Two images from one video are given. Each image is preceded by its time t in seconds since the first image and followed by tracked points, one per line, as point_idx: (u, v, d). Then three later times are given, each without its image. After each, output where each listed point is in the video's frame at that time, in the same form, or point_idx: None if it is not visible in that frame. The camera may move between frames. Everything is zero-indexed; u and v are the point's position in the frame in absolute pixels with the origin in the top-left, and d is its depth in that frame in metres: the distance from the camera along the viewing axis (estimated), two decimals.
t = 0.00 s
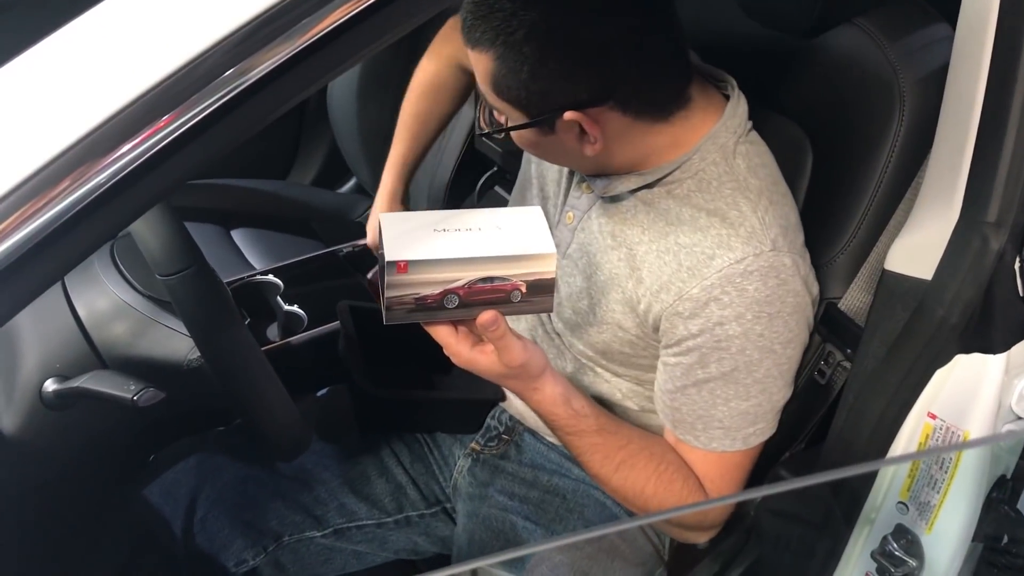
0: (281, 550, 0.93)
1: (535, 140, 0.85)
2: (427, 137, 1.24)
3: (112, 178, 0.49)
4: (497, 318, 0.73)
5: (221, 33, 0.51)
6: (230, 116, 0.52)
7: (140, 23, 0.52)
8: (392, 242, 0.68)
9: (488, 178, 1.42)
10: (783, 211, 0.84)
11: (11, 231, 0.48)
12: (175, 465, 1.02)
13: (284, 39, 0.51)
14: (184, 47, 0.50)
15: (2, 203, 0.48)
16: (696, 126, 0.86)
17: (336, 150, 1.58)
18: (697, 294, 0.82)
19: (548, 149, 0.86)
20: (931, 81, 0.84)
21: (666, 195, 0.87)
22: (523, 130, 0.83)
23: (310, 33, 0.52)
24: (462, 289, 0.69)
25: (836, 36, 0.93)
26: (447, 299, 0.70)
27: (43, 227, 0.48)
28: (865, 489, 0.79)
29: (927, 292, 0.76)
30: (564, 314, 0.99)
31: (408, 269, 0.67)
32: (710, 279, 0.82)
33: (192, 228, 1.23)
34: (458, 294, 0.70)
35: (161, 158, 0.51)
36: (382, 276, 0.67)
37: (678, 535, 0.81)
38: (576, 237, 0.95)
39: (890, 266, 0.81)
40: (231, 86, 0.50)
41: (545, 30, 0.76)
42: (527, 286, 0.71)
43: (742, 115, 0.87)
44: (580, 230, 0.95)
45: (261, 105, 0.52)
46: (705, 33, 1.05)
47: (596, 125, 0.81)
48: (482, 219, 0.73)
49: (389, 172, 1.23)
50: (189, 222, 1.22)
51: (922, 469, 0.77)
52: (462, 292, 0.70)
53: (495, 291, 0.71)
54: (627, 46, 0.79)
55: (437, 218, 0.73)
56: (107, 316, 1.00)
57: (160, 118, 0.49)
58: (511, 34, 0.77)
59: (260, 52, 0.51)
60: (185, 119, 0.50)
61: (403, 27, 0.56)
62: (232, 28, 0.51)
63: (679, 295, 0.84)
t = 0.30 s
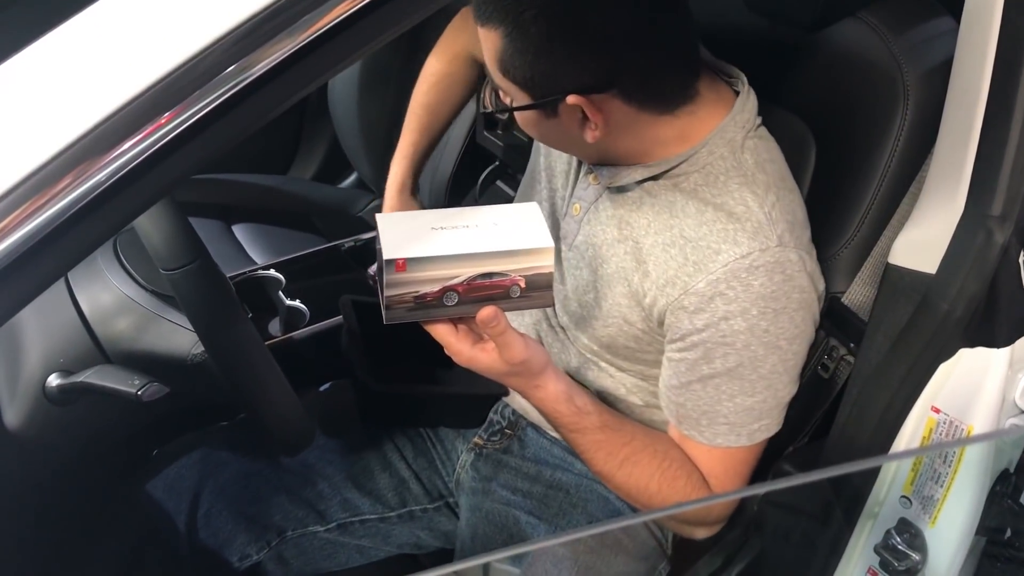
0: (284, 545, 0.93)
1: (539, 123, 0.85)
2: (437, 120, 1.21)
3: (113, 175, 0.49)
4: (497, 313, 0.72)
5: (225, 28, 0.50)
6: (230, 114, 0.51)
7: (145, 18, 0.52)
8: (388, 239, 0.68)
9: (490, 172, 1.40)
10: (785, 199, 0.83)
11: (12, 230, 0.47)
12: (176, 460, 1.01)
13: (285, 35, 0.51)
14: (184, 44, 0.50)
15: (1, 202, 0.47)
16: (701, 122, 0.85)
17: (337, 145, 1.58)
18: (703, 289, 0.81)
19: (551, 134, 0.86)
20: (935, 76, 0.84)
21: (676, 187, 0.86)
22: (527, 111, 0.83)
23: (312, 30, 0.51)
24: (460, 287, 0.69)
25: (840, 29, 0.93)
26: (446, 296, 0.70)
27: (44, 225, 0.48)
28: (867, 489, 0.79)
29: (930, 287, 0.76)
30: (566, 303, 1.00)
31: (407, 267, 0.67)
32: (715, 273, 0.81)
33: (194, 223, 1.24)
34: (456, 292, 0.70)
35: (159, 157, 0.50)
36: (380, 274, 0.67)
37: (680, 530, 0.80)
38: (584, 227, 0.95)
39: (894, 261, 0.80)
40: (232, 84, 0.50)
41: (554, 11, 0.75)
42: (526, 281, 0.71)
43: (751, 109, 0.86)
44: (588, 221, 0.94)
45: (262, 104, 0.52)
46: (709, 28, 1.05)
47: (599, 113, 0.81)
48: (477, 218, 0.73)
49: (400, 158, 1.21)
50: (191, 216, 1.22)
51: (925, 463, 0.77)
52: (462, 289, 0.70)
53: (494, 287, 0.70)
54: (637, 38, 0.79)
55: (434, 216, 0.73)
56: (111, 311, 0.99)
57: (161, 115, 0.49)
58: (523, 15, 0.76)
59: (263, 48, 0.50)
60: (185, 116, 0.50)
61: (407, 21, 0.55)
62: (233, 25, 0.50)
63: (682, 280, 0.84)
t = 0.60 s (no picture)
0: (290, 543, 0.93)
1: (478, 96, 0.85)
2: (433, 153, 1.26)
3: (119, 180, 0.49)
4: (487, 313, 0.72)
5: (233, 30, 0.50)
6: (234, 119, 0.52)
7: (151, 20, 0.52)
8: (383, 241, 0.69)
9: (493, 169, 1.41)
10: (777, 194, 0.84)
11: (16, 237, 0.48)
12: (186, 457, 1.01)
13: (289, 39, 0.51)
14: (195, 46, 0.50)
15: (9, 209, 0.47)
16: (647, 105, 0.87)
17: (338, 143, 1.58)
18: (681, 264, 0.82)
19: (491, 107, 0.86)
20: (936, 73, 0.84)
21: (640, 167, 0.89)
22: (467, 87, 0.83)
23: (316, 33, 0.52)
24: (450, 287, 0.70)
25: (840, 27, 0.93)
26: (436, 296, 0.71)
27: (51, 230, 0.48)
28: (870, 488, 0.80)
29: (933, 285, 0.76)
30: (554, 297, 1.00)
31: (396, 268, 0.68)
32: (687, 248, 0.82)
33: (199, 222, 1.24)
34: (446, 292, 0.70)
35: (168, 159, 0.50)
36: (371, 276, 0.68)
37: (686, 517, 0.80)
38: (563, 223, 0.96)
39: (895, 256, 0.80)
40: (238, 87, 0.50)
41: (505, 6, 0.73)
42: (515, 280, 0.72)
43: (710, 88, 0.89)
44: (566, 215, 0.96)
45: (267, 105, 0.52)
46: (710, 26, 1.05)
47: (536, 96, 0.82)
48: (472, 217, 0.74)
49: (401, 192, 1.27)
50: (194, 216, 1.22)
51: (929, 459, 0.78)
52: (451, 289, 0.70)
53: (483, 286, 0.71)
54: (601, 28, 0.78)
55: (419, 217, 0.73)
56: (117, 311, 0.99)
57: (167, 120, 0.49)
58: None
59: (270, 50, 0.51)
60: (193, 119, 0.50)
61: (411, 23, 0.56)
62: (241, 27, 0.51)
63: (661, 269, 0.84)
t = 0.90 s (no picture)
0: (295, 540, 0.93)
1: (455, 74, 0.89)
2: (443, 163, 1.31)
3: (121, 179, 0.49)
4: (486, 293, 0.74)
5: (238, 27, 0.51)
6: (235, 119, 0.51)
7: (157, 19, 0.52)
8: (374, 228, 0.68)
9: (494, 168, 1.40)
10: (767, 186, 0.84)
11: (18, 240, 0.48)
12: (191, 455, 1.02)
13: (293, 36, 0.51)
14: (198, 45, 0.50)
15: (13, 209, 0.48)
16: (617, 79, 0.88)
17: (340, 141, 1.58)
18: (663, 234, 0.84)
19: (469, 85, 0.90)
20: (938, 67, 0.84)
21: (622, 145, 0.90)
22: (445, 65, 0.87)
23: (321, 30, 0.52)
24: (446, 270, 0.71)
25: (844, 22, 0.93)
26: (433, 279, 0.71)
27: (53, 231, 0.48)
28: (875, 482, 0.80)
29: (936, 279, 0.76)
30: (549, 289, 1.00)
31: (394, 250, 0.67)
32: (669, 216, 0.84)
33: (204, 219, 1.23)
34: (444, 275, 0.71)
35: (171, 158, 0.50)
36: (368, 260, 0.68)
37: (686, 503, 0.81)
38: (551, 210, 0.98)
39: (900, 250, 0.81)
40: (240, 86, 0.50)
41: None
42: (512, 259, 0.73)
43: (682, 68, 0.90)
44: (555, 201, 0.98)
45: (270, 103, 0.52)
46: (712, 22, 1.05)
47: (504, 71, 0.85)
48: (462, 201, 0.73)
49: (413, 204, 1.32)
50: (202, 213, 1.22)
51: (933, 454, 0.78)
52: (448, 271, 0.71)
53: (480, 267, 0.72)
54: None
55: (412, 203, 0.73)
56: (122, 309, 0.99)
57: (169, 119, 0.49)
58: None
59: (275, 46, 0.51)
60: (195, 118, 0.50)
61: (417, 20, 0.56)
62: (243, 26, 0.51)
63: (650, 247, 0.85)
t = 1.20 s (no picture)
0: (299, 534, 0.94)
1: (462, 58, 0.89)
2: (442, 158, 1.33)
3: (123, 177, 0.49)
4: (488, 277, 0.74)
5: (240, 26, 0.51)
6: (237, 118, 0.51)
7: (162, 19, 0.53)
8: (377, 211, 0.69)
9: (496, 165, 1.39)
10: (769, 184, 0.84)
11: (21, 238, 0.48)
12: (196, 451, 1.01)
13: (295, 34, 0.51)
14: (197, 46, 0.51)
15: (15, 207, 0.48)
16: (625, 70, 0.89)
17: (343, 138, 1.59)
18: (664, 222, 0.84)
19: (476, 69, 0.90)
20: (939, 64, 0.84)
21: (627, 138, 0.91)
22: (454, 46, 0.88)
23: (322, 27, 0.52)
24: (451, 253, 0.70)
25: (846, 18, 0.93)
26: (437, 263, 0.71)
27: (55, 228, 0.49)
28: (877, 472, 0.80)
29: (937, 275, 0.76)
30: (551, 277, 1.02)
31: (399, 233, 0.68)
32: (671, 207, 0.84)
33: (207, 217, 1.24)
34: (447, 258, 0.71)
35: (173, 157, 0.50)
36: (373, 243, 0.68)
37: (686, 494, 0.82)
38: (557, 202, 0.99)
39: (900, 247, 0.80)
40: (242, 83, 0.51)
41: None
42: (515, 244, 0.73)
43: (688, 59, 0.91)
44: (560, 193, 0.99)
45: (273, 100, 0.52)
46: (713, 18, 1.05)
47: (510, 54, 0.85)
48: (465, 184, 0.74)
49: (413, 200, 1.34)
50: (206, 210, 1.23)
51: (935, 447, 0.78)
52: (452, 255, 0.71)
53: (485, 250, 0.72)
54: None
55: (414, 187, 0.73)
56: (127, 306, 1.01)
57: (171, 117, 0.49)
58: None
59: (277, 44, 0.51)
60: (197, 116, 0.50)
61: (419, 16, 0.56)
62: (244, 26, 0.51)
63: (652, 238, 0.86)
